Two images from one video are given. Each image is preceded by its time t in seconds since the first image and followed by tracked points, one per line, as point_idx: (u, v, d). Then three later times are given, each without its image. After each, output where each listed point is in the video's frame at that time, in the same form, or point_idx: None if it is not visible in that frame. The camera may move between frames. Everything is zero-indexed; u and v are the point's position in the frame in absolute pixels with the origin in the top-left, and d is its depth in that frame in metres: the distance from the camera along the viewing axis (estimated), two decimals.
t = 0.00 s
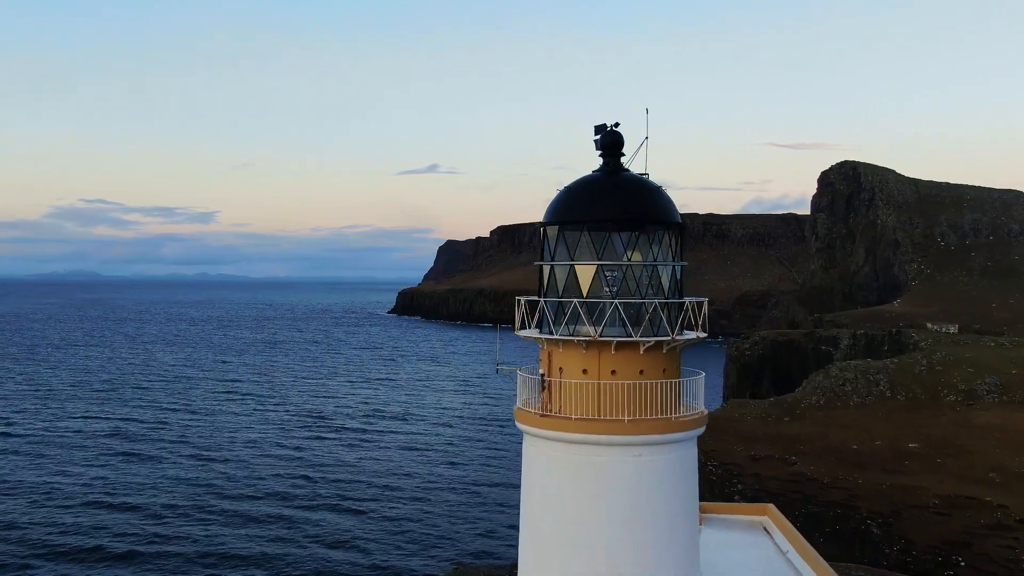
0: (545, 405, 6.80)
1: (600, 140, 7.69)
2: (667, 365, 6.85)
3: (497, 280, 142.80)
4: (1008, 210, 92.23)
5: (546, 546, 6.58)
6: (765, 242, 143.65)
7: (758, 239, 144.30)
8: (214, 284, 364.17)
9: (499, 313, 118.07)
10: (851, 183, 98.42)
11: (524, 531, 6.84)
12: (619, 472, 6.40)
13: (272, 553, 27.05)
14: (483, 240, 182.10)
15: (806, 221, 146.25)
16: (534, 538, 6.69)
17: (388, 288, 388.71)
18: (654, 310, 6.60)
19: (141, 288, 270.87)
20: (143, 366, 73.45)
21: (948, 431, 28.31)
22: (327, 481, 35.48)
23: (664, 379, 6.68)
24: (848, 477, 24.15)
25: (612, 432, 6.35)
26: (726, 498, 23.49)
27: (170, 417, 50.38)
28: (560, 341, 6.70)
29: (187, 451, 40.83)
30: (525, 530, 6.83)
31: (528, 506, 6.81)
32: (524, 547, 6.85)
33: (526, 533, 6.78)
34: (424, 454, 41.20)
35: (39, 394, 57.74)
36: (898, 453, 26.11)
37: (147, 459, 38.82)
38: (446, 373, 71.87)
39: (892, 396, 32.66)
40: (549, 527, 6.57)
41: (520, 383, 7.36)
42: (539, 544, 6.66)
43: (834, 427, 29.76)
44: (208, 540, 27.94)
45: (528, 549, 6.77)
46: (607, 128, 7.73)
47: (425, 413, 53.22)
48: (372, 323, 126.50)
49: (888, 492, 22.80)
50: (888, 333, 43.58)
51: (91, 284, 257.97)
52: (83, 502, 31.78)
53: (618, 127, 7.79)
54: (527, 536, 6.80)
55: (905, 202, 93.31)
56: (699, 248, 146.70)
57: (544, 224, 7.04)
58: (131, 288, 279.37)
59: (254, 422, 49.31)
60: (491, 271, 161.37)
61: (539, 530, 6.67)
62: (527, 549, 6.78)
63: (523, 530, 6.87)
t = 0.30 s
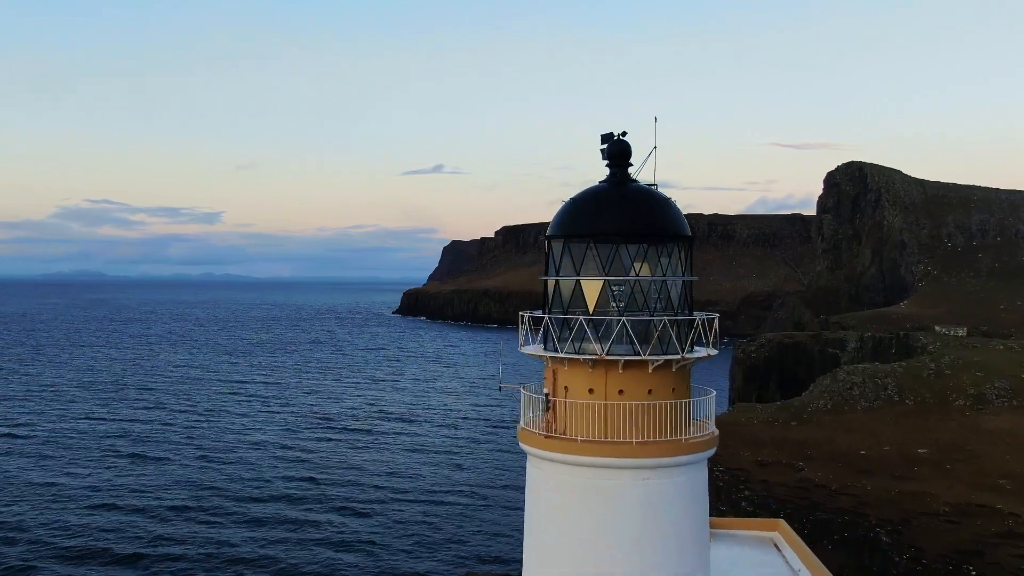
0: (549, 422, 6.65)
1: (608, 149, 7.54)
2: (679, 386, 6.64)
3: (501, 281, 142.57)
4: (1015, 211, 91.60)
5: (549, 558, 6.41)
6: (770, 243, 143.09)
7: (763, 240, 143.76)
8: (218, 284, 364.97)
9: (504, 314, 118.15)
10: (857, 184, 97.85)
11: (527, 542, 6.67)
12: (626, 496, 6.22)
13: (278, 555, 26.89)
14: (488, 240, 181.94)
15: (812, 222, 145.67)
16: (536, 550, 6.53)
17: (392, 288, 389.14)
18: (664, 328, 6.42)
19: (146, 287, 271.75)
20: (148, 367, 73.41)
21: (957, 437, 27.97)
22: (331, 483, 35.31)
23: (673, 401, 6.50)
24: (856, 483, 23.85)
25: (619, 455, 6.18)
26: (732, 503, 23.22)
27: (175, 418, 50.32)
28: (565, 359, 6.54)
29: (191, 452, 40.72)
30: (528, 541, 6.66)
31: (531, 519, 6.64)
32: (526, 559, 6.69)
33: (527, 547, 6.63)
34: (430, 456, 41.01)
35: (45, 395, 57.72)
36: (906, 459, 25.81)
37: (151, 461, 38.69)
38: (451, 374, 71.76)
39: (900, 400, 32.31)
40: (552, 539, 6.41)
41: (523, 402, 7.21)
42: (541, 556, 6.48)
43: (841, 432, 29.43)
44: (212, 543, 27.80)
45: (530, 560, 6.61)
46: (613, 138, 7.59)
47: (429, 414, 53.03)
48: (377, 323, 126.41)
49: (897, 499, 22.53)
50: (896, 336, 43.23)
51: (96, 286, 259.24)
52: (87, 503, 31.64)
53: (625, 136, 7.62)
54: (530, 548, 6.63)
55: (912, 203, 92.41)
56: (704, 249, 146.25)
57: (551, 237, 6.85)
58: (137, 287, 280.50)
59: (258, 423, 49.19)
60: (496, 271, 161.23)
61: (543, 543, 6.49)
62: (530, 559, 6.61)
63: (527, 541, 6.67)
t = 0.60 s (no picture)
0: (554, 443, 6.78)
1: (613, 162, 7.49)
2: (687, 407, 6.72)
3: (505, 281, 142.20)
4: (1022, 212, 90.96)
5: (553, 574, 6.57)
6: (775, 243, 142.50)
7: (768, 241, 143.19)
8: (222, 285, 364.96)
9: (509, 314, 118.75)
10: (862, 185, 97.30)
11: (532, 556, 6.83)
12: (634, 520, 6.35)
13: (282, 557, 26.75)
14: (492, 240, 181.63)
15: (816, 222, 145.06)
16: (542, 566, 6.68)
17: (395, 288, 388.86)
18: (673, 344, 6.46)
19: (150, 288, 271.46)
20: (152, 368, 73.27)
21: (965, 441, 27.68)
22: (336, 485, 35.17)
23: (680, 422, 6.58)
24: (864, 489, 23.60)
25: (626, 479, 6.29)
26: (738, 509, 22.99)
27: (178, 419, 50.17)
28: (570, 378, 6.57)
29: (195, 454, 40.59)
30: (533, 556, 6.81)
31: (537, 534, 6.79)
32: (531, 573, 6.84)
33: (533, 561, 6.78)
34: (435, 457, 40.83)
35: (48, 396, 57.57)
36: (915, 465, 25.52)
37: (155, 462, 38.55)
38: (455, 376, 71.49)
39: (907, 404, 32.01)
40: (556, 554, 6.56)
41: (527, 421, 7.29)
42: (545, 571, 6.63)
43: (848, 436, 29.14)
44: (216, 544, 27.71)
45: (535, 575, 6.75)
46: (618, 149, 7.54)
47: (433, 415, 52.83)
48: (381, 324, 126.13)
49: (905, 506, 22.27)
50: (903, 339, 42.92)
51: (99, 286, 258.94)
52: (91, 505, 31.54)
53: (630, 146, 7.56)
54: (534, 563, 6.79)
55: (918, 203, 91.93)
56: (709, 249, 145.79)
57: (554, 249, 6.79)
58: (140, 287, 280.35)
59: (262, 424, 49.02)
60: (500, 271, 160.98)
61: (548, 558, 6.64)
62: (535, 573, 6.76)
63: (531, 556, 6.83)
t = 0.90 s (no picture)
0: (558, 466, 6.74)
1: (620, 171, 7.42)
2: (695, 429, 6.68)
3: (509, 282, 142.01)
4: None
5: None
6: (779, 243, 141.98)
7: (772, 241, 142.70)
8: (226, 285, 365.24)
9: (512, 314, 118.79)
10: (866, 185, 96.81)
11: None
12: (639, 547, 6.35)
13: (286, 559, 26.62)
14: (495, 240, 181.46)
15: (820, 222, 144.43)
16: None
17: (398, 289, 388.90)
18: (681, 365, 6.41)
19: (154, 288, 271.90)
20: (155, 369, 73.24)
21: (974, 447, 27.38)
22: (340, 486, 35.02)
23: (688, 444, 6.55)
24: (871, 496, 23.33)
25: (630, 507, 6.29)
26: (744, 515, 22.74)
27: (181, 420, 50.05)
28: (576, 398, 6.55)
29: (198, 455, 40.46)
30: None
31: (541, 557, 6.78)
32: None
33: None
34: (438, 459, 40.65)
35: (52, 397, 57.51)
36: (922, 471, 25.24)
37: (158, 464, 38.44)
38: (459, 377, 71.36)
39: (914, 408, 31.73)
40: None
41: (529, 439, 7.26)
42: None
43: (853, 441, 28.88)
44: (219, 546, 27.57)
45: None
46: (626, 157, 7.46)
47: (437, 416, 52.64)
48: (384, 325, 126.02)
49: (913, 513, 22.01)
50: (909, 342, 42.61)
51: (103, 287, 259.32)
52: (94, 506, 31.43)
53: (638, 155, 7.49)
54: None
55: (922, 204, 91.48)
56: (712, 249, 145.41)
57: (559, 262, 6.74)
58: (145, 287, 281.03)
59: (265, 425, 48.88)
60: (503, 271, 160.81)
61: None
62: None
63: None
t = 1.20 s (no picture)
0: (562, 492, 6.58)
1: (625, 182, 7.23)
2: (704, 451, 6.52)
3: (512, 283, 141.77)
4: None
5: None
6: (783, 244, 141.47)
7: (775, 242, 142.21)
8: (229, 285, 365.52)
9: (514, 315, 118.55)
10: (871, 185, 96.32)
11: None
12: None
13: (289, 561, 26.42)
14: (498, 241, 181.21)
15: (824, 223, 143.86)
16: None
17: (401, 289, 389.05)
18: (691, 386, 6.21)
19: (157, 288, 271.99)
20: (158, 369, 73.16)
21: (981, 452, 27.06)
22: (343, 488, 34.84)
23: (698, 469, 6.39)
24: (878, 502, 23.05)
25: (637, 535, 6.12)
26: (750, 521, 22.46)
27: (183, 421, 49.89)
28: (580, 421, 6.39)
29: (200, 456, 40.28)
30: None
31: None
32: None
33: None
34: (442, 460, 40.47)
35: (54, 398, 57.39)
36: (929, 476, 24.95)
37: (160, 465, 38.27)
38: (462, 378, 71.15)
39: (921, 412, 31.39)
40: None
41: (532, 460, 7.10)
42: None
43: (859, 446, 28.58)
44: (222, 548, 27.38)
45: None
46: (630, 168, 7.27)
47: (440, 417, 52.43)
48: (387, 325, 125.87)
49: (921, 520, 21.73)
50: (914, 344, 42.26)
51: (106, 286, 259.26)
52: (96, 508, 31.24)
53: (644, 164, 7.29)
54: None
55: (927, 205, 91.01)
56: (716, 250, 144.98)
57: (562, 277, 6.56)
58: (148, 288, 281.23)
59: (268, 427, 48.71)
60: (506, 272, 160.54)
61: None
62: None
63: None
